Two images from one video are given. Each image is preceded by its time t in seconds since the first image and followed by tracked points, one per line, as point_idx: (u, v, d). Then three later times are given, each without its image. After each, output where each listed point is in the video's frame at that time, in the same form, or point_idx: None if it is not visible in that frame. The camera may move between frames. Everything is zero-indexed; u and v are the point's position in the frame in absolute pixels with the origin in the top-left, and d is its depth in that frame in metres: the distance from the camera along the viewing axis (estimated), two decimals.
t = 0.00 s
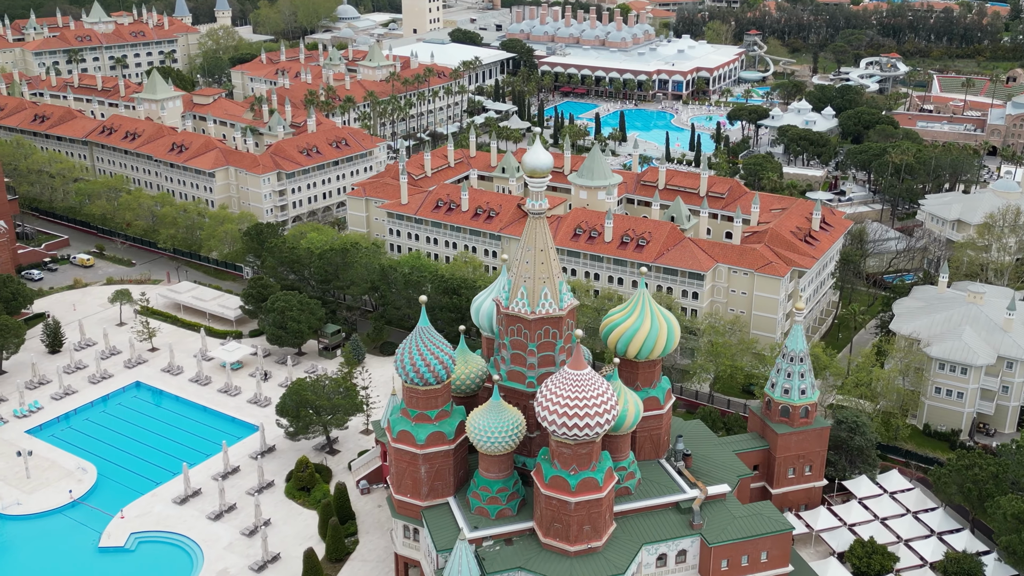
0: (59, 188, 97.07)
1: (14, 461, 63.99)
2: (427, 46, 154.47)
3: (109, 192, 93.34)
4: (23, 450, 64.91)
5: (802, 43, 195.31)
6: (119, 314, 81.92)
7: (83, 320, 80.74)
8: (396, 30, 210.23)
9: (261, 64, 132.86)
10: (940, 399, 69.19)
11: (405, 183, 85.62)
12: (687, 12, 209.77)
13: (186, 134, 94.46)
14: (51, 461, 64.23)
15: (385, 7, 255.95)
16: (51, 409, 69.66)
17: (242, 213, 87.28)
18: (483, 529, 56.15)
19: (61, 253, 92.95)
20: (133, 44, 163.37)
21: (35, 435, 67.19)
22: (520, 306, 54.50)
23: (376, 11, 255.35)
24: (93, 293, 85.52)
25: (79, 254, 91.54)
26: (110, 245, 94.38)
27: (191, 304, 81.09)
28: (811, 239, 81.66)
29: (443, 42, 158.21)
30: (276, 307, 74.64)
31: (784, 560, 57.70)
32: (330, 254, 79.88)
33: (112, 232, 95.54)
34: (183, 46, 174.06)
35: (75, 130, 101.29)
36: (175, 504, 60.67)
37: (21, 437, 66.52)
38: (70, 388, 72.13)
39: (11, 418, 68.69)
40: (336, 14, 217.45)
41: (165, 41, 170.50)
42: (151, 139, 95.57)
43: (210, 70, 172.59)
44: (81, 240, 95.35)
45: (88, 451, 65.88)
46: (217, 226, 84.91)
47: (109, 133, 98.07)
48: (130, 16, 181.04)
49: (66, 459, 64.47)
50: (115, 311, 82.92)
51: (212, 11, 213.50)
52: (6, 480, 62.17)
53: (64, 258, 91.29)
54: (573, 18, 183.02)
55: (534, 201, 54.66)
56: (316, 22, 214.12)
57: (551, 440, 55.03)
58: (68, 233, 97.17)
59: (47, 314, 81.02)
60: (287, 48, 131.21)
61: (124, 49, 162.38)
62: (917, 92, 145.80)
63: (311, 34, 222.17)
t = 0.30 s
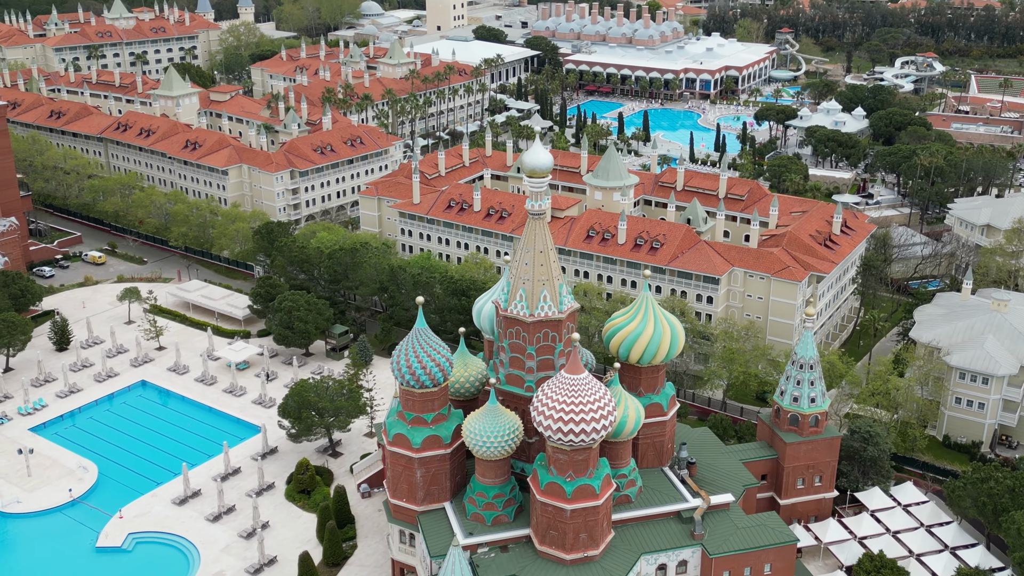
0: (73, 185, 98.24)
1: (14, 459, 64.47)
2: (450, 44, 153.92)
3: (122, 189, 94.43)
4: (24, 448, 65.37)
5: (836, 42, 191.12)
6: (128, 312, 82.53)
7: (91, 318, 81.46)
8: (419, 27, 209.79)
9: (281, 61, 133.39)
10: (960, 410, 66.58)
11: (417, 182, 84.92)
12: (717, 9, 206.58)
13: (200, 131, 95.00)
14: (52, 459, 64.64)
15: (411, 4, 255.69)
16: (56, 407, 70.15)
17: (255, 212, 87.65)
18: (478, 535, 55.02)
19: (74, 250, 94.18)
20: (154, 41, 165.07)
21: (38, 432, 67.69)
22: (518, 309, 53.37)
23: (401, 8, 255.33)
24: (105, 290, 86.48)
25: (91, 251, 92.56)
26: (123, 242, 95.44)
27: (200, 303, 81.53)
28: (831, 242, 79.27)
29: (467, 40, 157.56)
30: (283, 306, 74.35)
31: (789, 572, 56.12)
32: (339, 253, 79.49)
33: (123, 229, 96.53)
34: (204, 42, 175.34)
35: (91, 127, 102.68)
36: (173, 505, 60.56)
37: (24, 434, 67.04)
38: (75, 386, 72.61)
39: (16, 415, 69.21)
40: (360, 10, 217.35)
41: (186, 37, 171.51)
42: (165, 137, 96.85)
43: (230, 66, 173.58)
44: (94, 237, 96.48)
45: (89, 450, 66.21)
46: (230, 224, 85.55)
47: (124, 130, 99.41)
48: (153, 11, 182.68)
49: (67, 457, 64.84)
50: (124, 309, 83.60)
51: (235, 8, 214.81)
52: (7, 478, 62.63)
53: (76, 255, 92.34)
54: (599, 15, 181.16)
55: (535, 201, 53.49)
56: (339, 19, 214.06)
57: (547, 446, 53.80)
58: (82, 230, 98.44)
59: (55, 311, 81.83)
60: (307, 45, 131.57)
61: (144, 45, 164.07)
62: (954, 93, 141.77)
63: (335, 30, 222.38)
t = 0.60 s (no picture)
0: (88, 181, 99.57)
1: (17, 455, 65.14)
2: (473, 41, 153.31)
3: (137, 185, 95.67)
4: (26, 445, 66.04)
5: (873, 40, 186.91)
6: (138, 310, 83.29)
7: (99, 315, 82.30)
8: (444, 23, 209.16)
9: (302, 58, 133.74)
10: (982, 421, 64.01)
11: (430, 181, 84.33)
12: (750, 6, 203.19)
13: (215, 128, 96.45)
14: (55, 457, 65.23)
15: None
16: (61, 405, 70.88)
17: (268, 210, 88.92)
18: (472, 541, 53.97)
19: (88, 246, 95.52)
20: (176, 36, 166.60)
21: (42, 430, 68.40)
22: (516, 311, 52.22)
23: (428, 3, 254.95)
24: (116, 287, 87.48)
25: (104, 248, 93.72)
26: (136, 239, 96.59)
27: (211, 301, 82.08)
28: (853, 246, 76.90)
29: (492, 36, 156.78)
30: (291, 306, 74.25)
31: None
32: (349, 253, 79.20)
33: (136, 226, 97.71)
34: (226, 38, 176.57)
35: (108, 123, 104.06)
36: (173, 505, 60.69)
37: (28, 431, 67.76)
38: (82, 383, 73.33)
39: (21, 412, 69.98)
40: (385, 6, 216.90)
41: (208, 33, 172.71)
42: (181, 132, 98.06)
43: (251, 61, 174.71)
44: (109, 233, 97.78)
45: (93, 448, 66.71)
46: (243, 222, 86.38)
47: (140, 126, 100.97)
48: (176, 7, 184.22)
49: (70, 455, 65.40)
50: (134, 306, 84.36)
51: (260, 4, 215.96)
52: (9, 475, 63.26)
53: (89, 252, 93.63)
54: (628, 11, 179.17)
55: (534, 201, 52.21)
56: (364, 15, 214.12)
57: (543, 450, 52.52)
58: (96, 227, 99.81)
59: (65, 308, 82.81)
60: (328, 42, 132.01)
61: (166, 41, 165.70)
62: (993, 93, 137.63)
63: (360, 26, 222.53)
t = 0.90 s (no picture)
0: (104, 177, 101.07)
1: (19, 452, 65.94)
2: (499, 37, 152.87)
3: (152, 181, 97.04)
4: (28, 442, 66.81)
5: (913, 39, 182.42)
6: (148, 307, 84.14)
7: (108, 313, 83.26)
8: (470, 19, 208.87)
9: (324, 54, 134.22)
10: (1003, 432, 61.43)
11: (444, 180, 83.73)
12: (784, 4, 199.77)
13: (231, 124, 97.79)
14: (58, 454, 65.96)
15: None
16: (67, 401, 71.73)
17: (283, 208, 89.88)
18: (467, 546, 53.02)
19: (102, 242, 96.91)
20: (198, 31, 168.72)
21: (48, 427, 69.20)
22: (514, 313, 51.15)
23: None
24: (128, 284, 88.57)
25: (117, 245, 94.95)
26: (150, 236, 97.78)
27: (222, 299, 82.67)
28: (875, 251, 74.53)
29: (518, 33, 156.00)
30: (300, 305, 74.18)
31: None
32: (361, 252, 78.94)
33: (150, 223, 99.02)
34: (250, 33, 178.05)
35: (125, 118, 105.63)
36: (173, 505, 60.95)
37: (33, 428, 68.60)
38: (88, 380, 74.18)
39: (27, 409, 70.86)
40: (412, 3, 217.52)
41: (231, 28, 174.35)
42: (197, 128, 99.37)
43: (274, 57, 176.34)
44: (123, 230, 99.16)
45: (96, 446, 67.37)
46: (255, 219, 87.05)
47: (157, 122, 102.47)
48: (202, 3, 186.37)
49: (72, 453, 66.09)
50: (144, 303, 85.23)
51: None
52: (11, 471, 64.04)
53: (103, 248, 94.94)
54: (658, 8, 177.10)
55: (534, 201, 51.01)
56: (391, 12, 214.76)
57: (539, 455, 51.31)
58: (111, 223, 101.26)
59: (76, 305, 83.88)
60: (351, 38, 132.54)
61: (189, 36, 167.77)
62: None
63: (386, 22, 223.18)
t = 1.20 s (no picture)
0: (121, 172, 102.64)
1: (23, 448, 66.86)
2: (524, 34, 152.16)
3: (167, 177, 99.48)
4: (32, 438, 67.73)
5: (954, 37, 177.55)
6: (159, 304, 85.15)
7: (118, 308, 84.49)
8: (497, 15, 208.49)
9: (347, 50, 134.77)
10: None
11: (458, 179, 83.08)
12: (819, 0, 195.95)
13: (247, 120, 99.34)
14: (61, 450, 66.82)
15: None
16: (73, 398, 72.69)
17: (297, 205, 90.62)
18: (461, 551, 52.15)
19: (117, 238, 98.43)
20: (222, 26, 171.12)
21: (53, 423, 70.13)
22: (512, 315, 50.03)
23: None
24: (140, 280, 89.79)
25: (131, 241, 96.34)
26: (163, 232, 99.09)
27: (232, 297, 83.42)
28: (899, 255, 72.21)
29: (544, 29, 155.07)
30: (309, 304, 74.15)
31: None
32: (372, 250, 78.72)
33: (165, 219, 100.43)
34: (274, 28, 179.78)
35: (144, 113, 107.29)
36: (173, 504, 61.25)
37: (38, 424, 69.53)
38: (95, 377, 75.14)
39: (33, 405, 71.86)
40: None
41: (255, 23, 176.24)
42: (214, 125, 100.85)
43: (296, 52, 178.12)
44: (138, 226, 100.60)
45: (101, 444, 68.12)
46: (268, 217, 87.72)
47: (174, 117, 103.83)
48: None
49: (75, 450, 66.88)
50: (154, 300, 86.31)
51: None
52: (14, 467, 64.98)
53: (117, 244, 96.36)
54: (689, 4, 174.65)
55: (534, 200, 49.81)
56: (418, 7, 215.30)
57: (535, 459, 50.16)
58: (127, 219, 102.79)
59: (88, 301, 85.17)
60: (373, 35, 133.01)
61: (212, 30, 170.17)
62: None
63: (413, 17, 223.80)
